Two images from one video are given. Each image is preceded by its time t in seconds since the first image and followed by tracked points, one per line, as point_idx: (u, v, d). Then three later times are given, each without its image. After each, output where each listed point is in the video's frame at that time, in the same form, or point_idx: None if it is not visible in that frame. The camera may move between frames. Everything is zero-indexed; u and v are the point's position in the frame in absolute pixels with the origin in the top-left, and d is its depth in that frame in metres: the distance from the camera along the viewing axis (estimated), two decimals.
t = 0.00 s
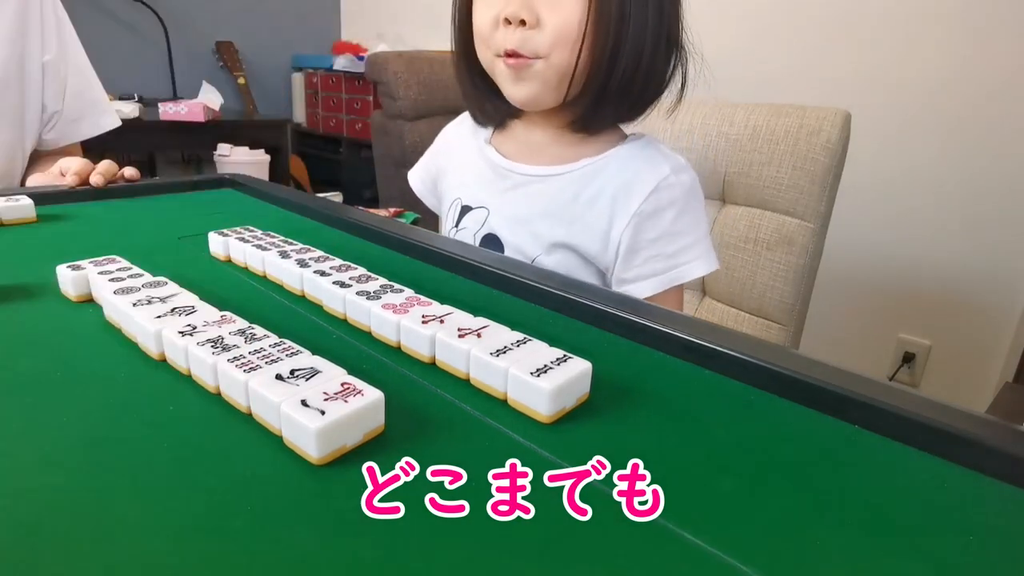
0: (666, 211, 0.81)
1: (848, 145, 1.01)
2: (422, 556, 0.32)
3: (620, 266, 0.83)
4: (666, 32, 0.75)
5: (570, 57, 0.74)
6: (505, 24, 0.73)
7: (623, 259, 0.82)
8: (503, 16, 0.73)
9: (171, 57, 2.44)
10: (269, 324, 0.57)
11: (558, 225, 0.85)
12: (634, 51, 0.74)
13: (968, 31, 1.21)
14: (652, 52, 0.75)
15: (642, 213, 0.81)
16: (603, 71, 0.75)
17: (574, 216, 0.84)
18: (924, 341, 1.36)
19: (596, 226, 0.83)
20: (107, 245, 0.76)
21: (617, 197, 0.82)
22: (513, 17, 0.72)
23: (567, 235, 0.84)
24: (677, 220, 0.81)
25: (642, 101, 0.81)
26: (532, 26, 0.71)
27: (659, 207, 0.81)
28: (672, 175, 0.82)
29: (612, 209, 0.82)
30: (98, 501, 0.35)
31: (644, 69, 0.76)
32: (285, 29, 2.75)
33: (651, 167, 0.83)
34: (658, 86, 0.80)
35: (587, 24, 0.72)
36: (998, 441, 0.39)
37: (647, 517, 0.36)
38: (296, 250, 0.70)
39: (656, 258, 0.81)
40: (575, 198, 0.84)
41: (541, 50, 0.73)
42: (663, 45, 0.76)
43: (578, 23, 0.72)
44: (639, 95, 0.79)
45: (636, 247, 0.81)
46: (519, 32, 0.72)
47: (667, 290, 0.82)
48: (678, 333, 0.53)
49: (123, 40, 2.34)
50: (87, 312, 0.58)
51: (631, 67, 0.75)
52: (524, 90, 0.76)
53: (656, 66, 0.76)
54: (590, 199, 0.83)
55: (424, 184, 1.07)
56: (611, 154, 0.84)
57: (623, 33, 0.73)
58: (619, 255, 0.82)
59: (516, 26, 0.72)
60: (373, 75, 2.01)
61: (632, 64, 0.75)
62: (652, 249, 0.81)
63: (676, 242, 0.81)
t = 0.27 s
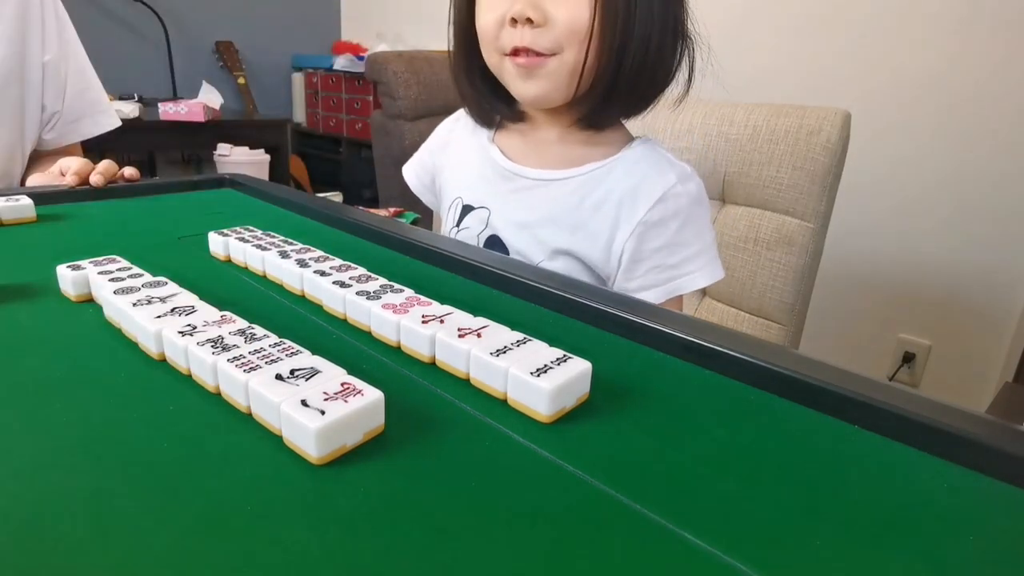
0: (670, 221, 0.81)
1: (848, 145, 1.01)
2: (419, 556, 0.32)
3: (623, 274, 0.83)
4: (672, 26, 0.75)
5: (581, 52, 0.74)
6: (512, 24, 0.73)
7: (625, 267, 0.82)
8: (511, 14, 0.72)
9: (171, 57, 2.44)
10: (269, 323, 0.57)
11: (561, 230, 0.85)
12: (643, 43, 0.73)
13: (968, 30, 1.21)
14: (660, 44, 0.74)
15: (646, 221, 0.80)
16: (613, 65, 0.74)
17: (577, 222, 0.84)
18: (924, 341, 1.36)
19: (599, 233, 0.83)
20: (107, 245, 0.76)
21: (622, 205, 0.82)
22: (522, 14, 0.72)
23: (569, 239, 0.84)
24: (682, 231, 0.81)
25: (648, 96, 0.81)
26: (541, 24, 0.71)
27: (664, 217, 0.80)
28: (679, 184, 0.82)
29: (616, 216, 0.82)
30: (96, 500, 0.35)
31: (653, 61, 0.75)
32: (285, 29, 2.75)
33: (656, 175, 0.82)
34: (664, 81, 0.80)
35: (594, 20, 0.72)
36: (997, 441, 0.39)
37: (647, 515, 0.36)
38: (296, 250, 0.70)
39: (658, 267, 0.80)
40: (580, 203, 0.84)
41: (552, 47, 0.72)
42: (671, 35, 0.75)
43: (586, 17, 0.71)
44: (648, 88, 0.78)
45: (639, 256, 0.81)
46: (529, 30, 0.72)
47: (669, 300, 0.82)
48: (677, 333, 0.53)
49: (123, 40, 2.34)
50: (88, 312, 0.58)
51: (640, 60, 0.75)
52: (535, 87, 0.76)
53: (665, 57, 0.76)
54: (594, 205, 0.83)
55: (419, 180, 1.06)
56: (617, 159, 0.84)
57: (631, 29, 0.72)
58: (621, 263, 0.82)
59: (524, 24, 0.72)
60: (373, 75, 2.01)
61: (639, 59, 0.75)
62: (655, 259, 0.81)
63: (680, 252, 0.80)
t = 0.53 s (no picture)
0: (652, 234, 0.79)
1: (848, 145, 1.01)
2: (420, 556, 0.32)
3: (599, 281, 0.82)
4: (668, 28, 0.73)
5: (568, 55, 0.73)
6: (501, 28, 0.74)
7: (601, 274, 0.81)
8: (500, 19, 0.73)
9: (171, 57, 2.44)
10: (269, 323, 0.57)
11: (545, 231, 0.85)
12: (634, 46, 0.72)
13: (969, 30, 1.21)
14: (654, 47, 0.73)
15: (626, 232, 0.80)
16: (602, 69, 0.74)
17: (561, 225, 0.84)
18: (924, 341, 1.36)
19: (580, 238, 0.83)
20: (107, 245, 0.76)
21: (607, 213, 0.82)
22: (509, 18, 0.72)
23: (553, 243, 0.84)
24: (663, 245, 0.79)
25: (646, 98, 0.79)
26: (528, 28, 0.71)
27: (646, 229, 0.79)
28: (667, 198, 0.81)
29: (599, 224, 0.82)
30: (97, 501, 0.35)
31: (645, 64, 0.74)
32: (285, 29, 2.75)
33: (642, 187, 0.82)
34: (664, 82, 0.78)
35: (583, 23, 0.71)
36: (997, 441, 0.39)
37: (648, 515, 0.36)
38: (296, 249, 0.70)
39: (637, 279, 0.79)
40: (565, 205, 0.84)
41: (538, 51, 0.72)
42: (666, 37, 0.73)
43: (574, 21, 0.71)
44: (642, 91, 0.77)
45: (616, 265, 0.80)
46: (515, 35, 0.72)
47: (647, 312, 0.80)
48: (677, 333, 0.53)
49: (123, 40, 2.34)
50: (88, 312, 0.58)
51: (630, 63, 0.73)
52: (525, 89, 0.76)
53: (658, 59, 0.74)
54: (579, 210, 0.83)
55: (433, 177, 1.07)
56: (608, 166, 0.84)
57: (620, 32, 0.71)
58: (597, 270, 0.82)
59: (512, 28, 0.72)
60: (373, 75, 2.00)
61: (630, 62, 0.73)
62: (633, 270, 0.79)
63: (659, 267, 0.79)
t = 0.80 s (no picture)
0: (640, 235, 0.79)
1: (848, 145, 1.01)
2: (420, 556, 0.32)
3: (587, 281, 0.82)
4: (649, 23, 0.71)
5: (542, 43, 0.73)
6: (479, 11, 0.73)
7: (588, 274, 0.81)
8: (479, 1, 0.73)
9: (171, 57, 2.44)
10: (268, 323, 0.57)
11: (535, 231, 0.85)
12: (611, 41, 0.71)
13: (969, 30, 1.21)
14: (632, 43, 0.72)
15: (613, 232, 0.79)
16: (575, 59, 0.73)
17: (551, 226, 0.84)
18: (924, 341, 1.36)
19: (569, 237, 0.83)
20: (106, 245, 0.76)
21: (596, 213, 0.82)
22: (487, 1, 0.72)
23: (543, 243, 0.84)
24: (651, 246, 0.79)
25: (626, 99, 0.78)
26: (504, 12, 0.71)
27: (633, 230, 0.79)
28: (655, 199, 0.80)
29: (587, 224, 0.82)
30: (97, 501, 0.35)
31: (620, 60, 0.73)
32: (285, 29, 2.75)
33: (630, 188, 0.81)
34: (645, 81, 0.76)
35: (558, 11, 0.71)
36: (996, 441, 0.39)
37: (649, 515, 0.36)
38: (296, 249, 0.70)
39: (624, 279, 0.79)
40: (555, 205, 0.84)
41: (512, 35, 0.72)
42: (647, 36, 0.72)
43: (549, 9, 0.70)
44: (619, 89, 0.76)
45: (603, 265, 0.80)
46: (491, 19, 0.72)
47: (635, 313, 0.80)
48: (677, 333, 0.53)
49: (123, 41, 2.34)
50: (88, 312, 0.58)
51: (605, 57, 0.72)
52: (498, 75, 0.76)
53: (635, 57, 0.73)
54: (569, 210, 0.83)
55: (433, 182, 1.07)
56: (599, 167, 0.84)
57: (594, 21, 0.70)
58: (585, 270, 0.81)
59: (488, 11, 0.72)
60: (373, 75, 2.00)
61: (604, 56, 0.72)
62: (620, 271, 0.79)
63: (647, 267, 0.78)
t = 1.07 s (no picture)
0: (658, 228, 0.80)
1: (848, 145, 1.01)
2: (419, 556, 0.32)
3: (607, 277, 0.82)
4: (650, 19, 0.72)
5: (545, 42, 0.73)
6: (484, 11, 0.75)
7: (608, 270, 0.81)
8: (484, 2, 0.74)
9: (171, 57, 2.44)
10: (269, 323, 0.57)
11: (548, 230, 0.85)
12: (612, 38, 0.71)
13: (968, 30, 1.21)
14: (634, 40, 0.72)
15: (631, 227, 0.80)
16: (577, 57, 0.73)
17: (565, 223, 0.84)
18: (924, 341, 1.36)
19: (586, 234, 0.83)
20: (106, 245, 0.76)
21: (611, 209, 0.82)
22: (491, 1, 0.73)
23: (557, 240, 0.84)
24: (669, 238, 0.80)
25: (631, 97, 0.78)
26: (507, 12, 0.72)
27: (650, 224, 0.80)
28: (669, 192, 0.81)
29: (603, 220, 0.82)
30: (96, 501, 0.35)
31: (622, 57, 0.73)
32: (285, 29, 2.75)
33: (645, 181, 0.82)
34: (649, 80, 0.76)
35: (559, 12, 0.71)
36: (996, 441, 0.39)
37: (648, 515, 0.36)
38: (296, 249, 0.70)
39: (644, 273, 0.79)
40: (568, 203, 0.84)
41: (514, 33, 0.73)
42: (648, 32, 0.72)
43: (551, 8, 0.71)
44: (623, 87, 0.76)
45: (623, 260, 0.80)
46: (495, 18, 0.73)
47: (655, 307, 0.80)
48: (677, 333, 0.53)
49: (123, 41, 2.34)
50: (88, 312, 0.58)
51: (607, 56, 0.72)
52: (502, 75, 0.77)
53: (637, 54, 0.73)
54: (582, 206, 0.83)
55: (435, 182, 1.07)
56: (611, 163, 0.84)
57: (594, 22, 0.70)
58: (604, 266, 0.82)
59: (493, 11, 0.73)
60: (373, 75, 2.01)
61: (605, 56, 0.72)
62: (639, 265, 0.80)
63: (665, 261, 0.79)
